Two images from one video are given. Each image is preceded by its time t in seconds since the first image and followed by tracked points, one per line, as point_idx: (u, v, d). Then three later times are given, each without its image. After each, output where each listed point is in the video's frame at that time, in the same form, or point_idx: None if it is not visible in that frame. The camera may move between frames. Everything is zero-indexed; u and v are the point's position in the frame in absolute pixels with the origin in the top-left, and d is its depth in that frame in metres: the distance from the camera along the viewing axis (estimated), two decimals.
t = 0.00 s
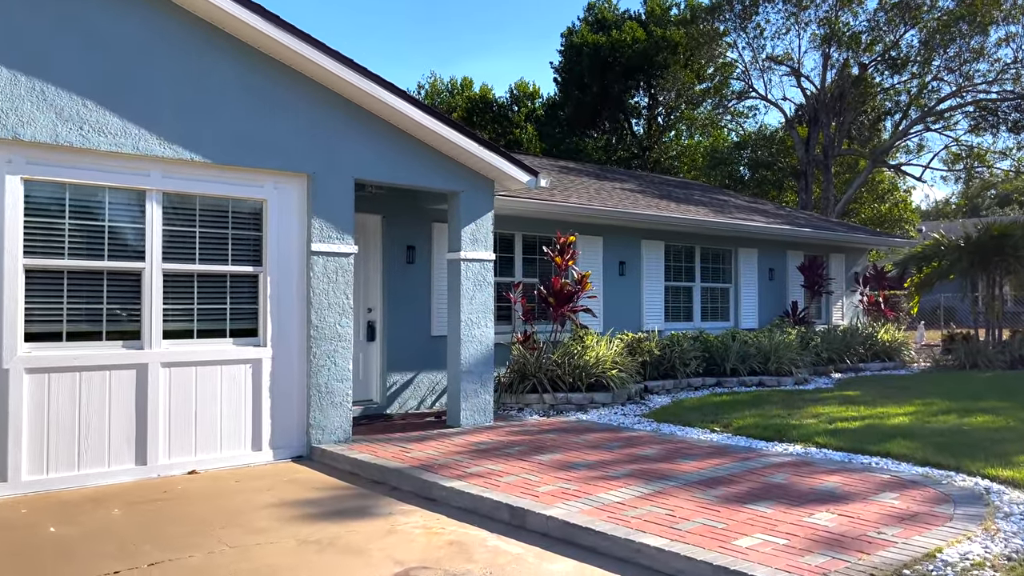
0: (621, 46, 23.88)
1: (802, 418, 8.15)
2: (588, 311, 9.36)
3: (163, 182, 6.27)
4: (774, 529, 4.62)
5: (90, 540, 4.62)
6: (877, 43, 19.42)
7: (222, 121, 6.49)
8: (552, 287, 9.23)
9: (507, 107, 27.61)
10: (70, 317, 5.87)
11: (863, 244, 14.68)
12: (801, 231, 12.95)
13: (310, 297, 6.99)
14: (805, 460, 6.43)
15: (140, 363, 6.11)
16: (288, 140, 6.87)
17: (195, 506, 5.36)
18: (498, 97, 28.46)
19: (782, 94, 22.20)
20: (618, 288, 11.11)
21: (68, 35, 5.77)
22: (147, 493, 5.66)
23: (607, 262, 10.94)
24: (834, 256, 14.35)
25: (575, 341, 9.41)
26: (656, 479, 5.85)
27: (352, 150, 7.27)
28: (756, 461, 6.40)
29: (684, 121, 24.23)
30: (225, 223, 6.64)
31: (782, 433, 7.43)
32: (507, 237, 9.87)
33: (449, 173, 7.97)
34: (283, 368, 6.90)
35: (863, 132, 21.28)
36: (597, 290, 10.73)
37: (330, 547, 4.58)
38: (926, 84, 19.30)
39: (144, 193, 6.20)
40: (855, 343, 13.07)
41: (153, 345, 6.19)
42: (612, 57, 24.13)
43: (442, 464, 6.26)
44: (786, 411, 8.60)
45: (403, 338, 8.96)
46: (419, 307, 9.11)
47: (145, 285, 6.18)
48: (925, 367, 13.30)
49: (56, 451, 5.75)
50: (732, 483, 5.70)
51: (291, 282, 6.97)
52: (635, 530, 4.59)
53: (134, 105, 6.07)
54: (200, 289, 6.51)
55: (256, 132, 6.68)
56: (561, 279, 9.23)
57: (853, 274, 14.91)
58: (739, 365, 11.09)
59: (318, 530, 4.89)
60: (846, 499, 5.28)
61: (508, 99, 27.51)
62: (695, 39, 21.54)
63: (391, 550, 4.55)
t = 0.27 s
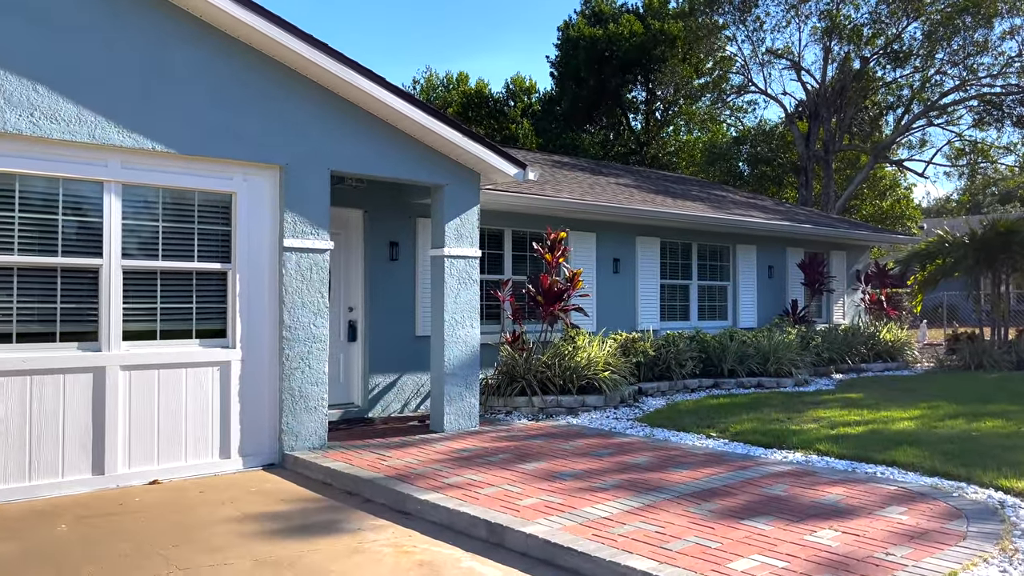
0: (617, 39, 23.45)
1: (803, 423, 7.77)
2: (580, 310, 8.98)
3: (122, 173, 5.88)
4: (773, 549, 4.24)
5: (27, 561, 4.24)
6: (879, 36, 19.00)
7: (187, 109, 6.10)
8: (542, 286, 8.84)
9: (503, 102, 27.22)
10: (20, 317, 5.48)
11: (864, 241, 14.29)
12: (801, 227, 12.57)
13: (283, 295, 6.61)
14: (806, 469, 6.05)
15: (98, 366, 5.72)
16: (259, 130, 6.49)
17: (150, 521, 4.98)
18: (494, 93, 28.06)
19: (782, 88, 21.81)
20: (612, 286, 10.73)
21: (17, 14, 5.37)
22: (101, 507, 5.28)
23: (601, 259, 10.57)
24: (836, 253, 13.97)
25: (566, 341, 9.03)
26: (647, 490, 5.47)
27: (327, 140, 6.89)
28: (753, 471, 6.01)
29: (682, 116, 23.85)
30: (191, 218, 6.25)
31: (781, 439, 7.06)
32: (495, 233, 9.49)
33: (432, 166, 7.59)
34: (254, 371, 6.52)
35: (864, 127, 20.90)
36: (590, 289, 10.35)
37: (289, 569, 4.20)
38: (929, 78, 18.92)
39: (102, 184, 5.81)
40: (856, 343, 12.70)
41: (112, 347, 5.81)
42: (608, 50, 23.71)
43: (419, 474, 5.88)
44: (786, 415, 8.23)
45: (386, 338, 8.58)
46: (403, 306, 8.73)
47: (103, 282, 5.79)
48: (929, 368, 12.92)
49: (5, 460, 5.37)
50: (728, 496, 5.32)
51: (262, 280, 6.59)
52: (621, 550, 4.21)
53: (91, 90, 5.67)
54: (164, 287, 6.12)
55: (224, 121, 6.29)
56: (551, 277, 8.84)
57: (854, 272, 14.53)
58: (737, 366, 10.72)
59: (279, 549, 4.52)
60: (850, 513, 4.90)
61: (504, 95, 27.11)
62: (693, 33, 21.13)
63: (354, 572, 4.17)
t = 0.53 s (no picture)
0: (615, 32, 22.92)
1: (806, 430, 7.37)
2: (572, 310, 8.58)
3: (76, 164, 5.47)
4: None
5: None
6: (883, 28, 18.51)
7: (147, 96, 5.69)
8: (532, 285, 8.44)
9: (500, 97, 26.81)
10: None
11: (868, 238, 13.88)
12: (803, 224, 12.16)
13: (253, 295, 6.20)
14: (810, 482, 5.64)
15: (49, 372, 5.32)
16: (227, 119, 6.08)
17: (98, 543, 4.58)
18: (491, 87, 27.63)
19: (783, 82, 21.37)
20: (607, 284, 10.33)
21: None
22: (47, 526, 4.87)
23: (596, 257, 10.17)
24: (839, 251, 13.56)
25: (558, 343, 8.63)
26: (640, 506, 5.07)
27: (302, 131, 6.48)
28: (753, 483, 5.61)
29: (682, 111, 23.43)
30: (154, 213, 5.84)
31: (783, 447, 6.65)
32: (484, 229, 9.08)
33: (414, 158, 7.18)
34: (222, 376, 6.11)
35: (867, 122, 20.49)
36: (584, 288, 9.96)
37: None
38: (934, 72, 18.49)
39: (53, 176, 5.40)
40: (860, 343, 12.30)
41: (66, 351, 5.41)
42: (605, 43, 23.18)
43: (395, 487, 5.48)
44: (788, 420, 7.84)
45: (369, 340, 8.18)
46: (386, 307, 8.34)
47: (56, 282, 5.39)
48: (935, 369, 12.50)
49: None
50: (727, 512, 4.91)
51: (231, 279, 6.18)
52: None
53: (41, 75, 5.25)
54: (124, 287, 5.71)
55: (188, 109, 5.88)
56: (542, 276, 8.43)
57: (857, 270, 14.10)
58: (737, 368, 10.32)
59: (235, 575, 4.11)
60: (859, 534, 4.50)
61: (500, 89, 26.69)
62: (693, 26, 20.70)
63: None
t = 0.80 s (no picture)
0: (613, 24, 22.36)
1: (814, 435, 6.96)
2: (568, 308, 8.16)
3: (28, 151, 5.05)
4: None
5: None
6: (889, 18, 18.01)
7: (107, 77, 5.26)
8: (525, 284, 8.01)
9: (497, 91, 26.39)
10: None
11: (874, 234, 13.47)
12: (808, 219, 11.75)
13: (223, 293, 5.79)
14: (821, 495, 5.24)
15: None
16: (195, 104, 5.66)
17: (42, 565, 4.17)
18: (488, 81, 27.19)
19: (786, 75, 20.93)
20: (604, 281, 9.92)
21: None
22: None
23: (593, 253, 9.77)
24: (844, 247, 13.14)
25: (552, 342, 8.22)
26: (637, 522, 4.66)
27: (277, 117, 6.06)
28: (760, 496, 5.19)
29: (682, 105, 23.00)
30: (115, 204, 5.42)
31: (790, 455, 6.24)
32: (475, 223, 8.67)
33: (399, 148, 6.76)
34: (189, 380, 5.70)
35: (871, 116, 20.06)
36: (581, 286, 9.55)
37: None
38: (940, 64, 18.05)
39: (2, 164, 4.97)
40: (866, 343, 11.90)
41: (18, 353, 4.99)
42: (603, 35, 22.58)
43: (372, 501, 5.07)
44: (794, 424, 7.44)
45: (353, 339, 7.78)
46: (371, 305, 7.93)
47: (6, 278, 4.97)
48: (944, 369, 12.09)
49: None
50: (731, 530, 4.50)
51: (199, 275, 5.77)
52: None
53: None
54: (82, 284, 5.30)
55: (151, 92, 5.46)
56: (535, 274, 8.01)
57: (863, 268, 13.64)
58: (740, 368, 9.92)
59: None
60: (878, 556, 4.08)
61: (498, 83, 26.26)
62: (693, 17, 20.26)
63: None
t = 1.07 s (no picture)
0: (612, 15, 22.01)
1: (823, 442, 6.56)
2: (563, 307, 7.77)
3: None
4: None
5: None
6: (894, 9, 17.60)
7: (61, 56, 4.85)
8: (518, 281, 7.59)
9: (494, 84, 25.99)
10: None
11: (880, 230, 13.07)
12: (813, 213, 11.34)
13: (191, 290, 5.39)
14: (834, 508, 4.84)
15: None
16: (161, 86, 5.26)
17: None
18: (485, 74, 26.77)
19: (788, 67, 20.51)
20: (601, 278, 9.53)
21: None
22: None
23: (590, 249, 9.38)
24: (850, 243, 12.74)
25: (546, 342, 7.82)
26: (635, 539, 4.27)
27: (250, 101, 5.66)
28: (767, 510, 4.80)
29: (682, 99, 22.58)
30: (72, 193, 5.02)
31: (799, 463, 5.85)
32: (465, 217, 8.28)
33: (382, 135, 6.35)
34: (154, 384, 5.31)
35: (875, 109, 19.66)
36: (577, 283, 9.16)
37: None
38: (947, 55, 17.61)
39: None
40: (873, 341, 11.52)
41: None
42: (602, 27, 22.23)
43: (347, 515, 4.68)
44: (801, 429, 7.06)
45: (336, 339, 7.40)
46: (355, 302, 7.54)
47: None
48: (953, 369, 11.70)
49: None
50: (737, 549, 4.11)
51: (165, 271, 5.37)
52: None
53: None
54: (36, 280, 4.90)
55: (113, 73, 5.05)
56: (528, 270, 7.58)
57: (869, 264, 13.24)
58: (743, 368, 9.53)
59: None
60: None
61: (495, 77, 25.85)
62: (694, 9, 19.84)
63: None
